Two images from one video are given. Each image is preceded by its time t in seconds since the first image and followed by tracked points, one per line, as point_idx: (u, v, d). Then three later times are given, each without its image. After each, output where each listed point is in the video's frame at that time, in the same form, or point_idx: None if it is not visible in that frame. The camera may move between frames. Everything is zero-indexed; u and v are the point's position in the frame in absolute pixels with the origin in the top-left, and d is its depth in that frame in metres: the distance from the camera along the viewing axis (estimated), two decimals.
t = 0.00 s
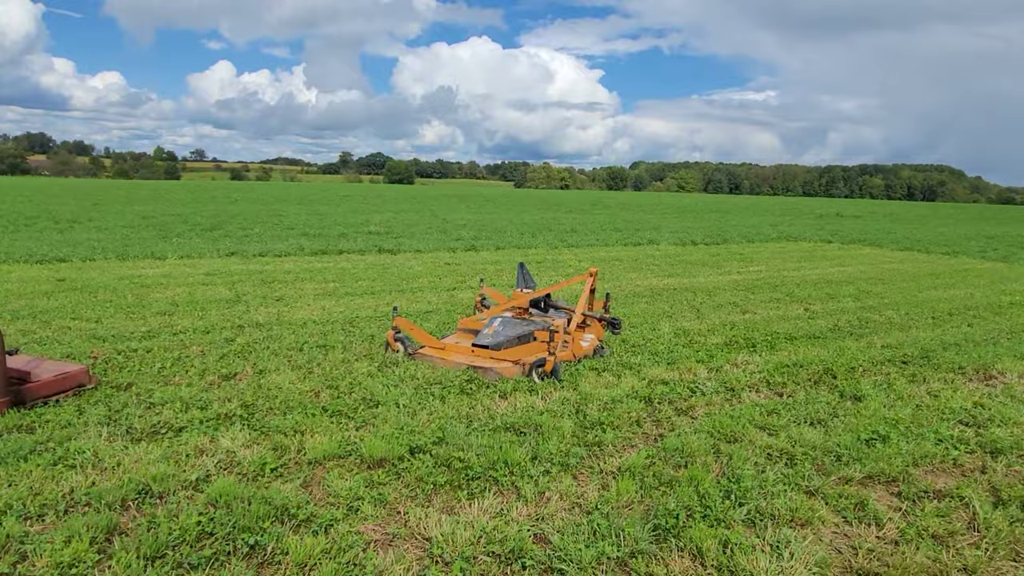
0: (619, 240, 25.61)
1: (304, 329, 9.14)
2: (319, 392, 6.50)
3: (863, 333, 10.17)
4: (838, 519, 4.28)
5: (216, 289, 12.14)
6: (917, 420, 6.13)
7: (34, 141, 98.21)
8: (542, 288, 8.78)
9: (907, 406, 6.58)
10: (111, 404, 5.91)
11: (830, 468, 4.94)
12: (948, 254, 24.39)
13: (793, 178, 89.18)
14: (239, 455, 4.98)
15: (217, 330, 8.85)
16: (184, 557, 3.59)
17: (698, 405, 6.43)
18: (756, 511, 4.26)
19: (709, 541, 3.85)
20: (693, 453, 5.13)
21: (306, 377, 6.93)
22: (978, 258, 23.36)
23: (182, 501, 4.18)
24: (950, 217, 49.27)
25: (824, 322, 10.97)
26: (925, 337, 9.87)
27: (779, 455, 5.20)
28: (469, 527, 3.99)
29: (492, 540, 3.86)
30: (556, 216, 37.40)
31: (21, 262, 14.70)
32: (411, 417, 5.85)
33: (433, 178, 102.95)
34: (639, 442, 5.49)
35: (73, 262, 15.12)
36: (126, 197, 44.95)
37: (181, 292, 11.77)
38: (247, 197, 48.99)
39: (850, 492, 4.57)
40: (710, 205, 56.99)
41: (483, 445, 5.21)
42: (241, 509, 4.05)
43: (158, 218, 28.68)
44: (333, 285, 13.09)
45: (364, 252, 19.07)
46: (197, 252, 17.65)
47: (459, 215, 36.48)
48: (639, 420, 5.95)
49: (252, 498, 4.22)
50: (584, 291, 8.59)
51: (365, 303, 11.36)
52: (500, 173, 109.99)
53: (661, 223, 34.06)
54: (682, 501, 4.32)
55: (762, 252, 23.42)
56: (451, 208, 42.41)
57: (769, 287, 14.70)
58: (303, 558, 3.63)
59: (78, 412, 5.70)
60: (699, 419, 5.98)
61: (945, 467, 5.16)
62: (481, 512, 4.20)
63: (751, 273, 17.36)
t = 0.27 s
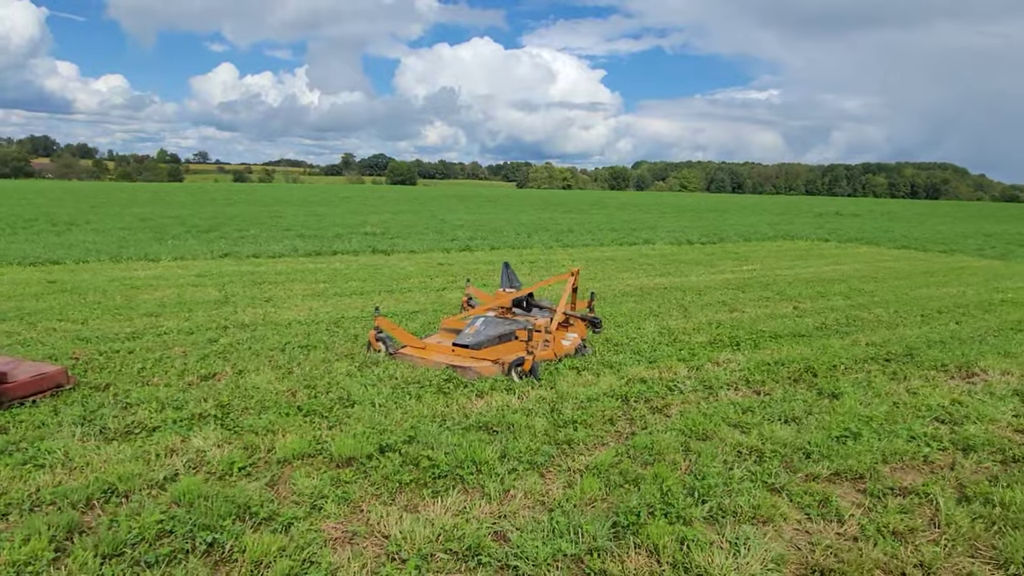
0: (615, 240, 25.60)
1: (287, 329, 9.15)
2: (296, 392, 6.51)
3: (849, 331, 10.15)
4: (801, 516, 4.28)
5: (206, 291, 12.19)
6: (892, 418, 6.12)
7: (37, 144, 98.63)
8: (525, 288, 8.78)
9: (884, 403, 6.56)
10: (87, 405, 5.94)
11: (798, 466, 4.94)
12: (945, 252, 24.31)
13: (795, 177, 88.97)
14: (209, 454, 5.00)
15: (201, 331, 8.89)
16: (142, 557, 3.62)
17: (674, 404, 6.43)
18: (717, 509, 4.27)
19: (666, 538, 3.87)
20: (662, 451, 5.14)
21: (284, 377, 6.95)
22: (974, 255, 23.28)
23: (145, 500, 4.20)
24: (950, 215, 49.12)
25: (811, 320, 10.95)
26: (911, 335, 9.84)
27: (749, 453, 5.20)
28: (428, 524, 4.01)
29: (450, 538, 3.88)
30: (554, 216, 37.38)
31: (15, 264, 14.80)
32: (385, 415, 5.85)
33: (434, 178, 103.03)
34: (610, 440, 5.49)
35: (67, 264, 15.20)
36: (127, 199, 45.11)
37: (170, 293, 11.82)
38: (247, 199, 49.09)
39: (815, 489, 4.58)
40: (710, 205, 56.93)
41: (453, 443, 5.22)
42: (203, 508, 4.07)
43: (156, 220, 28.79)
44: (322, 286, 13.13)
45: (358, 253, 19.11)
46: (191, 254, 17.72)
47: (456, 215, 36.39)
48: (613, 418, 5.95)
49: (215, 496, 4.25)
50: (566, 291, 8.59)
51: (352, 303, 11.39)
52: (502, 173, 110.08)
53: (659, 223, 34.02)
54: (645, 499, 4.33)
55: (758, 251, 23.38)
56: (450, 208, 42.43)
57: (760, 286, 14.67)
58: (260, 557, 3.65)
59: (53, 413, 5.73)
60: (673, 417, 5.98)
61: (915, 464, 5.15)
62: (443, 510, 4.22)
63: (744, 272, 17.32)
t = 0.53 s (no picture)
0: (614, 237, 25.57)
1: (279, 332, 9.19)
2: (283, 395, 6.54)
3: (842, 326, 10.11)
4: (778, 513, 4.27)
5: (201, 295, 12.25)
6: (878, 413, 6.09)
7: (41, 151, 99.14)
8: (514, 287, 8.78)
9: (871, 398, 6.54)
10: (73, 411, 5.98)
11: (778, 463, 4.93)
12: (946, 245, 24.18)
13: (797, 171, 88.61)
14: (191, 458, 5.02)
15: (193, 336, 8.92)
16: (116, 563, 3.65)
17: (659, 402, 6.42)
18: (694, 507, 4.26)
19: (640, 538, 3.87)
20: (643, 450, 5.13)
21: (272, 380, 6.98)
22: (975, 247, 23.15)
23: (124, 506, 4.24)
24: (954, 207, 48.82)
25: (805, 315, 10.90)
26: (905, 329, 9.79)
27: (731, 450, 5.19)
28: (403, 526, 4.02)
29: (425, 539, 3.89)
30: (554, 214, 37.36)
31: (14, 271, 14.90)
32: (368, 418, 5.86)
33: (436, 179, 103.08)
34: (593, 439, 5.50)
35: (66, 270, 15.28)
36: (129, 205, 45.31)
37: (166, 297, 11.89)
38: (248, 202, 49.23)
39: (795, 485, 4.56)
40: (712, 200, 56.79)
41: (434, 444, 5.23)
42: (179, 513, 4.10)
43: (157, 225, 28.91)
44: (317, 288, 13.16)
45: (355, 254, 19.14)
46: (189, 258, 17.79)
47: (456, 215, 36.41)
48: (597, 417, 5.95)
49: (193, 501, 4.27)
50: (555, 290, 8.58)
51: (346, 305, 11.41)
52: (503, 172, 110.04)
53: (660, 220, 33.98)
54: (622, 498, 4.33)
55: (757, 246, 23.31)
56: (451, 208, 42.43)
57: (756, 281, 14.63)
58: (233, 562, 3.68)
59: (40, 420, 5.77)
60: (658, 416, 5.97)
61: (898, 460, 5.13)
62: (419, 512, 4.23)
63: (741, 268, 17.26)
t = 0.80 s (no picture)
0: (618, 236, 25.52)
1: (281, 332, 9.21)
2: (283, 395, 6.55)
3: (846, 324, 10.04)
4: (778, 512, 4.24)
5: (205, 295, 12.30)
6: (881, 411, 6.05)
7: (49, 153, 99.78)
8: (515, 286, 8.75)
9: (874, 396, 6.49)
10: (75, 412, 6.00)
11: (779, 462, 4.90)
12: (953, 242, 24.01)
13: (803, 169, 88.20)
14: (190, 458, 5.04)
15: (195, 336, 8.95)
16: (114, 562, 3.66)
17: (660, 401, 6.40)
18: (693, 506, 4.24)
19: (638, 537, 3.85)
20: (643, 449, 5.11)
21: (273, 380, 7.00)
22: (982, 245, 22.97)
23: (122, 506, 4.25)
24: (962, 204, 48.45)
25: (809, 314, 10.84)
26: (909, 327, 9.72)
27: (731, 449, 5.16)
28: (400, 526, 4.01)
29: (421, 539, 3.89)
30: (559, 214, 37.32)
31: (20, 273, 15.00)
32: (368, 417, 5.86)
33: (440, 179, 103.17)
34: (592, 438, 5.48)
35: (71, 271, 15.37)
36: (135, 206, 45.34)
37: (170, 298, 11.94)
38: (254, 203, 49.41)
39: (795, 484, 4.53)
40: (717, 199, 56.59)
41: (433, 444, 5.22)
42: (178, 513, 4.11)
43: (163, 226, 29.07)
44: (320, 289, 13.19)
45: (359, 254, 19.17)
46: (194, 259, 17.87)
47: (460, 215, 36.43)
48: (597, 416, 5.93)
49: (191, 501, 4.28)
50: (556, 289, 8.55)
51: (348, 305, 11.42)
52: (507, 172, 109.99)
53: (664, 218, 33.90)
54: (620, 497, 4.31)
55: (761, 244, 23.22)
56: (455, 208, 42.42)
57: (760, 280, 14.55)
58: (230, 561, 3.68)
59: (42, 420, 5.79)
60: (658, 415, 5.94)
61: (900, 458, 5.09)
62: (417, 511, 4.23)
63: (745, 267, 17.18)
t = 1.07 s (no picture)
0: (625, 235, 25.45)
1: (289, 332, 9.23)
2: (293, 394, 6.57)
3: (856, 322, 9.97)
4: (790, 511, 4.21)
5: (213, 295, 12.35)
6: (893, 409, 6.01)
7: (58, 155, 100.50)
8: (523, 285, 8.74)
9: (885, 394, 6.44)
10: (87, 411, 6.04)
11: (790, 460, 4.87)
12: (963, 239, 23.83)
13: (810, 166, 87.75)
14: (201, 457, 5.06)
15: (205, 336, 8.98)
16: (127, 560, 3.68)
17: (669, 399, 6.37)
18: (704, 504, 4.22)
19: (649, 535, 3.84)
20: (652, 447, 5.09)
21: (282, 379, 7.01)
22: (993, 242, 22.79)
23: (135, 504, 4.27)
24: (971, 201, 48.06)
25: (818, 311, 10.77)
26: (920, 325, 9.64)
27: (741, 448, 5.14)
28: (411, 524, 4.01)
29: (432, 537, 3.89)
30: (565, 212, 37.27)
31: (31, 273, 15.12)
32: (377, 416, 5.87)
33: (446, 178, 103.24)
34: (602, 436, 5.46)
35: (81, 272, 15.46)
36: (143, 207, 45.59)
37: (179, 298, 12.00)
38: (261, 203, 49.59)
39: (807, 482, 4.50)
40: (724, 196, 56.36)
41: (442, 442, 5.21)
42: (189, 511, 4.13)
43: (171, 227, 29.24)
44: (328, 288, 13.22)
45: (366, 254, 19.20)
46: (202, 259, 17.95)
47: (467, 214, 36.43)
48: (606, 415, 5.91)
49: (202, 499, 4.29)
50: (564, 287, 8.53)
51: (356, 304, 11.44)
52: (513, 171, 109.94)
53: (671, 216, 33.79)
54: (630, 496, 4.30)
55: (769, 242, 23.11)
56: (462, 207, 42.42)
57: (768, 278, 14.47)
58: (242, 559, 3.69)
59: (54, 419, 5.83)
60: (667, 413, 5.92)
61: (912, 456, 5.05)
62: (428, 510, 4.23)
63: (752, 264, 17.10)
